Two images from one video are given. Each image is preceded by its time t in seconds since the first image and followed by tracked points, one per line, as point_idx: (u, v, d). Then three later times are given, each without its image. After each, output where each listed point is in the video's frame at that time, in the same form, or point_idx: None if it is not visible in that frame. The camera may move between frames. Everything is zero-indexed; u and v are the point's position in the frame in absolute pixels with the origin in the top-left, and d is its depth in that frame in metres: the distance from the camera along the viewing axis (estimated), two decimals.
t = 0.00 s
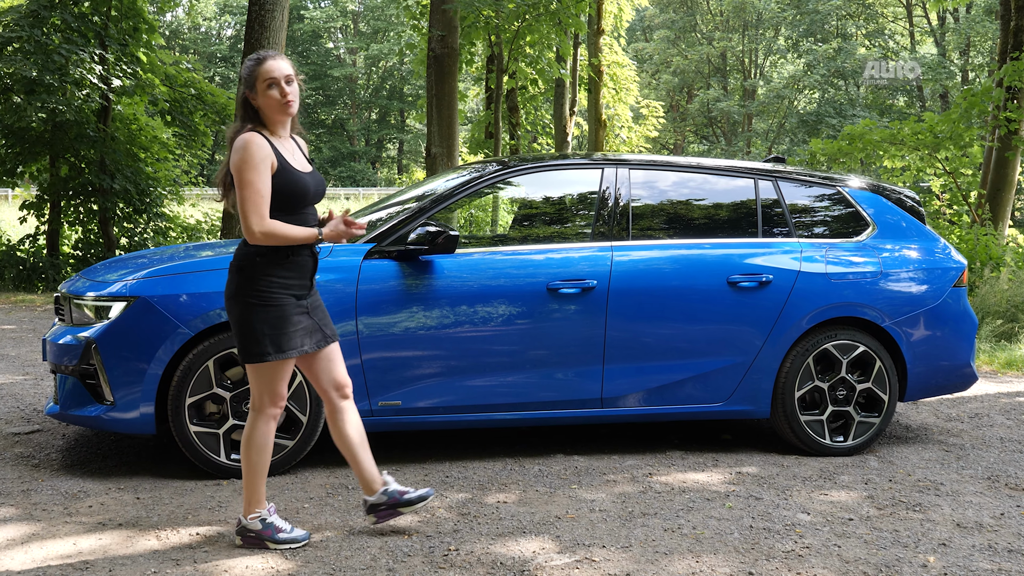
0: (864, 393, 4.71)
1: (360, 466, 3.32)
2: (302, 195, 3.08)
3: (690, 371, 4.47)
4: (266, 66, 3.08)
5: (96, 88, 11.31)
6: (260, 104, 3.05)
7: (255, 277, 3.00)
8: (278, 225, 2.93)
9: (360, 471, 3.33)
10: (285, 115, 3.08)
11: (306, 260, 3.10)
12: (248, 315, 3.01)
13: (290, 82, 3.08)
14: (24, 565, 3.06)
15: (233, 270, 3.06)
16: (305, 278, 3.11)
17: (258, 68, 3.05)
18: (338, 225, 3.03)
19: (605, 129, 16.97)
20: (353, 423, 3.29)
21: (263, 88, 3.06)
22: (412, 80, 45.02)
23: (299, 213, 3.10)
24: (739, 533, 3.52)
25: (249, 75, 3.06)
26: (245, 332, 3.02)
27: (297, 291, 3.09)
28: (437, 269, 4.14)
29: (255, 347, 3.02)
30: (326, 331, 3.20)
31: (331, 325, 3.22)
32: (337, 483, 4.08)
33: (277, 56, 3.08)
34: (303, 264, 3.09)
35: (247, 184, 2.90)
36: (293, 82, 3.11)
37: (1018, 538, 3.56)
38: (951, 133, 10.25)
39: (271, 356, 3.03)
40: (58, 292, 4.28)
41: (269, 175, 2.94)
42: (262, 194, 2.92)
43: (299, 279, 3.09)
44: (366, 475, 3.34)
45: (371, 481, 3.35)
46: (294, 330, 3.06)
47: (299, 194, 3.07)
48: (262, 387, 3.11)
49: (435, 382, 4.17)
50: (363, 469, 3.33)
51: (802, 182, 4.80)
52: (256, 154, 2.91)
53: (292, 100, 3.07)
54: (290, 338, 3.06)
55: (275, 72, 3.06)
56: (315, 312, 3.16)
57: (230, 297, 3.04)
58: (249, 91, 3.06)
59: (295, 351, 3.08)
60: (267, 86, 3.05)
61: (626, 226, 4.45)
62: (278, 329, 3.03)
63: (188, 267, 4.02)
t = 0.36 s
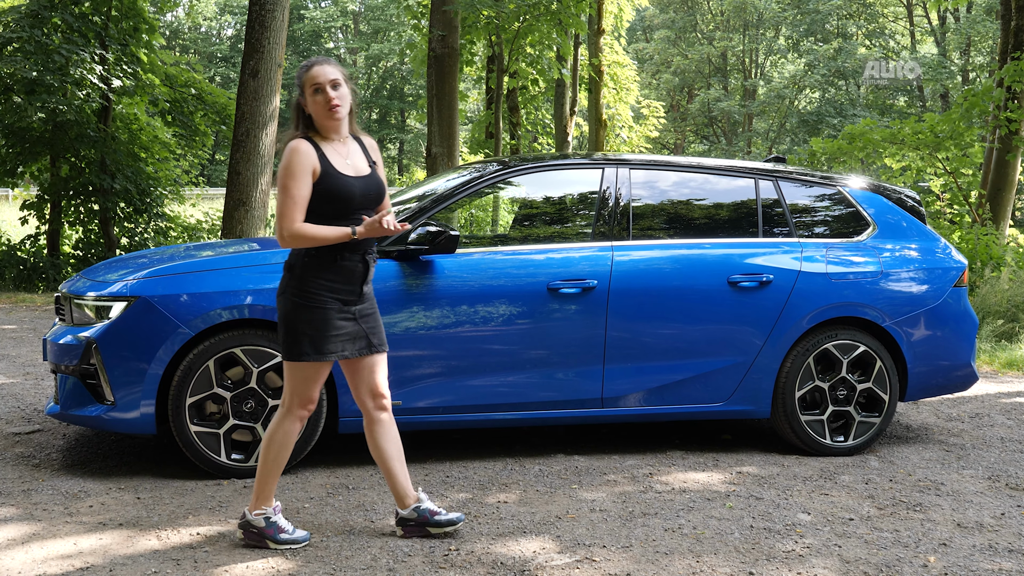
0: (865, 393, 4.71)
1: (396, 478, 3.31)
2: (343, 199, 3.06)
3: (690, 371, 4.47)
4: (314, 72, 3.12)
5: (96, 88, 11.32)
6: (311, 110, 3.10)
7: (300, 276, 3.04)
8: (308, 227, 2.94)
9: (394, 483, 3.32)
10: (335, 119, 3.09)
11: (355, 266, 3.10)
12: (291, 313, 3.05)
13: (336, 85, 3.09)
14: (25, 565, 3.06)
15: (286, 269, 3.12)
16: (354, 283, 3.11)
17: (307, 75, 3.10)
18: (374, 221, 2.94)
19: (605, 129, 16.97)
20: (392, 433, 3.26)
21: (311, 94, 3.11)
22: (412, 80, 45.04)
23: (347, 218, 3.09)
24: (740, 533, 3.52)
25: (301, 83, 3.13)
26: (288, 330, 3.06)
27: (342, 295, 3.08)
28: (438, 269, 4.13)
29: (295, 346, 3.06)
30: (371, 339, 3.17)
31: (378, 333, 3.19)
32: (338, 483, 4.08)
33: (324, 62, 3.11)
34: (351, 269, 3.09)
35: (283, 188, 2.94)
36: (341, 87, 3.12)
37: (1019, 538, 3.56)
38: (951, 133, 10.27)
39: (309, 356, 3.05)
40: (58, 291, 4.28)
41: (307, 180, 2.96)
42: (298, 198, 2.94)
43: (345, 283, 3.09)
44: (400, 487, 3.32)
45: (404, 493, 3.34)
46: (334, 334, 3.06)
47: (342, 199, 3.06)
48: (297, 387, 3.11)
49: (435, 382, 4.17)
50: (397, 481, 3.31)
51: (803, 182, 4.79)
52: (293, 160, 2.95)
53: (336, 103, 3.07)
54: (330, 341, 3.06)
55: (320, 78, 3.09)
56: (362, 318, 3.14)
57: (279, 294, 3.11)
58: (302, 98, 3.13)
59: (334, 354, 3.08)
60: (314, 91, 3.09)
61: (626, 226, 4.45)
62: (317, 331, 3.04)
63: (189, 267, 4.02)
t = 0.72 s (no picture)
0: (864, 393, 4.71)
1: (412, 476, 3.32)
2: (420, 198, 3.09)
3: (690, 371, 4.47)
4: (393, 69, 3.16)
5: (95, 88, 11.27)
6: (385, 107, 3.15)
7: (374, 277, 3.05)
8: (388, 222, 2.95)
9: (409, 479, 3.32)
10: (408, 118, 3.15)
11: (423, 261, 3.10)
12: (370, 314, 3.06)
13: (415, 85, 3.14)
14: (25, 565, 3.06)
15: (355, 271, 3.12)
16: (424, 276, 3.13)
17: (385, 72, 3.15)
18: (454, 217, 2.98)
19: (605, 130, 16.97)
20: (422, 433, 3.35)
21: (389, 90, 3.15)
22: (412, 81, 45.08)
23: (421, 215, 3.11)
24: (740, 533, 3.52)
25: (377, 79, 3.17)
26: (370, 332, 3.08)
27: (415, 290, 3.10)
28: (438, 269, 4.13)
29: (381, 345, 3.07)
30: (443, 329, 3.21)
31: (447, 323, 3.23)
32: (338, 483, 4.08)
33: (405, 60, 3.16)
34: (420, 264, 3.10)
35: (363, 183, 2.96)
36: (418, 86, 3.18)
37: (1019, 538, 3.56)
38: (951, 133, 10.28)
39: (397, 355, 3.06)
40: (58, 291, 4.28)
41: (387, 176, 2.99)
42: (379, 194, 2.97)
43: (417, 278, 3.10)
44: (412, 484, 3.32)
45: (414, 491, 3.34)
46: (416, 329, 3.08)
47: (418, 197, 3.09)
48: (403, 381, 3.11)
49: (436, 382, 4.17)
50: (411, 478, 3.31)
51: (803, 182, 4.79)
52: (374, 155, 2.98)
53: (414, 103, 3.13)
54: (413, 335, 3.07)
55: (400, 75, 3.14)
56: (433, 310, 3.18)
57: (353, 297, 3.12)
58: (377, 93, 3.17)
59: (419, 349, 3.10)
60: (392, 89, 3.14)
61: (626, 226, 4.45)
62: (399, 328, 3.05)
63: (189, 267, 4.02)
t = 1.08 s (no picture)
0: (864, 394, 4.71)
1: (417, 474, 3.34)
2: (468, 196, 3.17)
3: (689, 372, 4.47)
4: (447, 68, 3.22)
5: (94, 89, 11.22)
6: (436, 103, 3.21)
7: (432, 275, 3.11)
8: (435, 215, 3.01)
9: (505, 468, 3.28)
10: (457, 118, 3.23)
11: (474, 260, 3.22)
12: (430, 313, 3.11)
13: (468, 85, 3.22)
14: (25, 565, 3.07)
15: (407, 272, 3.16)
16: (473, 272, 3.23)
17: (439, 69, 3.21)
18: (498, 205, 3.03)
19: (604, 130, 16.97)
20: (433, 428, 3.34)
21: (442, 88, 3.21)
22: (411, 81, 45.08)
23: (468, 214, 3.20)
24: (739, 533, 3.53)
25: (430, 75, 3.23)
26: (429, 331, 3.12)
27: (468, 286, 3.20)
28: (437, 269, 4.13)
29: (443, 343, 3.13)
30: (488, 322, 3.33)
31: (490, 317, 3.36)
32: (337, 483, 4.08)
33: (461, 60, 3.23)
34: (471, 263, 3.21)
35: (413, 176, 3.02)
36: (472, 87, 3.25)
37: (1018, 538, 3.57)
38: (950, 134, 10.28)
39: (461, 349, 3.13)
40: (58, 292, 4.28)
41: (438, 171, 3.06)
42: (426, 188, 3.03)
43: (469, 274, 3.20)
44: (416, 483, 3.34)
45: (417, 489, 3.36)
46: (475, 324, 3.16)
47: (466, 196, 3.17)
48: (474, 374, 3.18)
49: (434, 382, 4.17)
50: (417, 478, 3.34)
51: (802, 183, 4.80)
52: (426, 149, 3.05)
53: (466, 101, 3.20)
54: (473, 330, 3.16)
55: (454, 74, 3.21)
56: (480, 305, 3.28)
57: (406, 298, 3.14)
58: (429, 90, 3.24)
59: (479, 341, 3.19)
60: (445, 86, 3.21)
61: (625, 226, 4.45)
62: (462, 323, 3.12)
63: (189, 268, 4.02)
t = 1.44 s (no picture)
0: (863, 394, 4.71)
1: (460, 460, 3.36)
2: (529, 204, 3.13)
3: (689, 372, 4.47)
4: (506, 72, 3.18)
5: (93, 89, 11.19)
6: (498, 109, 3.17)
7: (488, 279, 3.09)
8: (490, 226, 3.00)
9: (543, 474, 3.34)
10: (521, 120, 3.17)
11: (531, 267, 3.19)
12: (484, 316, 3.10)
13: (530, 88, 3.16)
14: (24, 566, 3.06)
15: (464, 274, 3.15)
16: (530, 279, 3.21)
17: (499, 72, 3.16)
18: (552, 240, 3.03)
19: (604, 130, 16.97)
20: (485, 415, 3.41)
21: (503, 93, 3.17)
22: (411, 81, 45.08)
23: (528, 220, 3.16)
24: (739, 533, 3.53)
25: (490, 78, 3.18)
26: (480, 334, 3.11)
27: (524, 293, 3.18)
28: (437, 269, 4.13)
29: (493, 347, 3.11)
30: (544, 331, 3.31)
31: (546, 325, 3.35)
32: (337, 484, 4.08)
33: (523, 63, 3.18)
34: (529, 270, 3.18)
35: (472, 186, 3.01)
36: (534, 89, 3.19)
37: (1018, 538, 3.57)
38: (950, 134, 10.27)
39: (510, 356, 3.12)
40: (57, 292, 4.28)
41: (498, 183, 3.03)
42: (484, 199, 3.01)
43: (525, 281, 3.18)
44: (441, 473, 3.33)
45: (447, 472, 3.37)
46: (527, 331, 3.14)
47: (528, 204, 3.13)
48: (522, 380, 3.16)
49: (435, 382, 4.17)
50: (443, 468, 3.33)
51: (802, 183, 4.80)
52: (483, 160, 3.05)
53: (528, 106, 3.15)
54: (525, 338, 3.14)
55: (514, 77, 3.16)
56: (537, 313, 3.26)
57: (462, 299, 3.13)
58: (490, 95, 3.18)
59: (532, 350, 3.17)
60: (505, 91, 3.15)
61: (625, 226, 4.45)
62: (514, 330, 3.10)
63: (189, 268, 4.02)
